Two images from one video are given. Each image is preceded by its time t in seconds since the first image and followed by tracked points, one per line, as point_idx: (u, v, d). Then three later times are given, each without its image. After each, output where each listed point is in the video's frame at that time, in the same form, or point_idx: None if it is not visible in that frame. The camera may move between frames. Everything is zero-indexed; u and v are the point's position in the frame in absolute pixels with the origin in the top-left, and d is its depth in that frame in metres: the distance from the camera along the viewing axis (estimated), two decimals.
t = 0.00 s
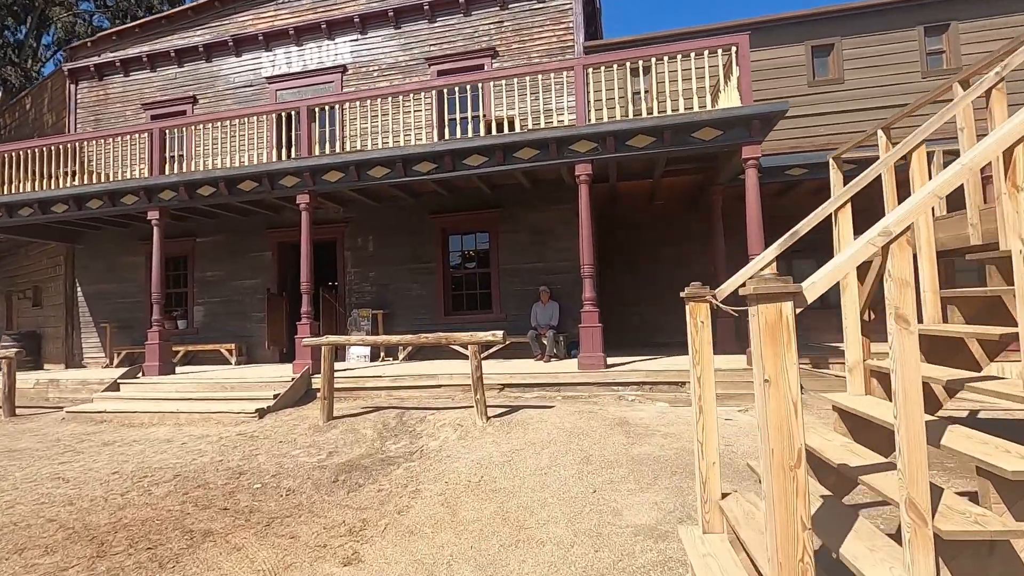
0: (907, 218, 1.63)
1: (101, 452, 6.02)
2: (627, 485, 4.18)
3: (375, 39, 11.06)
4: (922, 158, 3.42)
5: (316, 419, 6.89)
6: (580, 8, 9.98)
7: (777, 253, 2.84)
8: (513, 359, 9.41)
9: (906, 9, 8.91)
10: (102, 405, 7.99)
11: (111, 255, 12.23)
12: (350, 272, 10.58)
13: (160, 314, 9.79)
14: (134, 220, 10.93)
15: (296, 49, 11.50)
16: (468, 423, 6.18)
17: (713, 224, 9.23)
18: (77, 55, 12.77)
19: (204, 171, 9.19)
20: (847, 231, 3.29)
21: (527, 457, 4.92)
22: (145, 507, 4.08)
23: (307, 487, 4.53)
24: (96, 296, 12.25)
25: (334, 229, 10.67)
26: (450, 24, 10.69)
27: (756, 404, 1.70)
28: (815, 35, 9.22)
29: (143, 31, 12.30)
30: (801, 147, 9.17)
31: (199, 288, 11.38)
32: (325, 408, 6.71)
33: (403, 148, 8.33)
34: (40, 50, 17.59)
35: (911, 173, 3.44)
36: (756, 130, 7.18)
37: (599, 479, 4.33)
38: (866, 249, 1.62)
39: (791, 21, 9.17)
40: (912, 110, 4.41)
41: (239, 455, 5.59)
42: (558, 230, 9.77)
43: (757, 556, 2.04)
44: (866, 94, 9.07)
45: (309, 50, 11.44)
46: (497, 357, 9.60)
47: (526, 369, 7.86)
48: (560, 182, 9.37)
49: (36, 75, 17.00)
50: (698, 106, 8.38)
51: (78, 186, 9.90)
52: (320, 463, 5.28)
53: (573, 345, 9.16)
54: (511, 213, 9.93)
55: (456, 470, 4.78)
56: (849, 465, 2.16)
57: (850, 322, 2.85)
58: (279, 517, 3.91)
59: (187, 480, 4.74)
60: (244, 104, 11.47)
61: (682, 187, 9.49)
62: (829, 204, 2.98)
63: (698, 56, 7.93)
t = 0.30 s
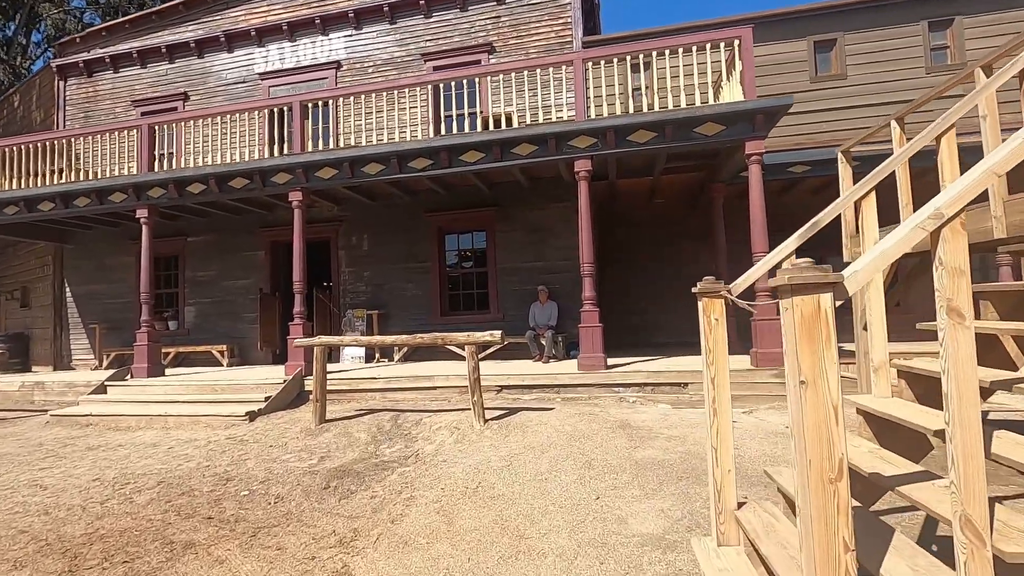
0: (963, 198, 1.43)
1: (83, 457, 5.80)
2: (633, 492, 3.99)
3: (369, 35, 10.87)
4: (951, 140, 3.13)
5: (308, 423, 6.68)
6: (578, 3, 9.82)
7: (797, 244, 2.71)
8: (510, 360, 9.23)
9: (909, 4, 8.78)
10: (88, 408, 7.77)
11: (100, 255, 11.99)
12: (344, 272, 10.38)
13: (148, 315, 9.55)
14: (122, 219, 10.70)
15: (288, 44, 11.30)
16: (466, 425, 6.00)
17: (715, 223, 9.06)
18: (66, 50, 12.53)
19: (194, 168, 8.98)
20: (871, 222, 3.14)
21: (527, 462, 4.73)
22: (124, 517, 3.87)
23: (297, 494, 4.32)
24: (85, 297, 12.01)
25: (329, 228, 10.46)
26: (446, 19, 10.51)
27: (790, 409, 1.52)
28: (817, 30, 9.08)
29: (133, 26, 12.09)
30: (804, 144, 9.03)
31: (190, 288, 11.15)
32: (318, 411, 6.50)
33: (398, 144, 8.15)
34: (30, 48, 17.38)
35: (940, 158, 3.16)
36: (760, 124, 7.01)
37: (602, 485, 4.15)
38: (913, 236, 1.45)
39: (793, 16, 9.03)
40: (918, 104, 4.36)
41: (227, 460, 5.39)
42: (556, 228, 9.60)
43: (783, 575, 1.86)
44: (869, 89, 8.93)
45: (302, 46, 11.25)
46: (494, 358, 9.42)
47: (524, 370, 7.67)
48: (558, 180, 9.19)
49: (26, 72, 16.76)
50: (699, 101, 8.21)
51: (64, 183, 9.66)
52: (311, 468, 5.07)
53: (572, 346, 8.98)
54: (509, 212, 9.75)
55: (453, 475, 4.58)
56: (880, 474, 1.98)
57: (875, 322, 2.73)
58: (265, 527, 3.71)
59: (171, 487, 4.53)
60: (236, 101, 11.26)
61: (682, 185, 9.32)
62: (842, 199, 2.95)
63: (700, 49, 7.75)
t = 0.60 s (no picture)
0: None
1: (57, 467, 5.53)
2: (634, 508, 3.75)
3: (362, 32, 10.64)
4: (987, 130, 3.19)
5: (295, 431, 6.41)
6: None
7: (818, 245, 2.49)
8: (506, 365, 8.99)
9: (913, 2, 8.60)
10: (67, 415, 7.49)
11: (85, 256, 11.71)
12: (336, 273, 10.12)
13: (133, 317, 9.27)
14: (107, 219, 10.41)
15: (280, 41, 11.06)
16: (459, 434, 5.75)
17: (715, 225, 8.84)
18: (52, 47, 12.26)
19: (180, 166, 8.71)
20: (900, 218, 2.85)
21: (522, 474, 4.48)
22: (89, 537, 3.61)
23: (278, 510, 4.07)
24: (70, 299, 11.71)
25: (321, 229, 10.21)
26: (441, 16, 10.29)
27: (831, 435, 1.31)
28: (819, 28, 8.89)
29: (121, 22, 11.83)
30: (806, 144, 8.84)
31: (178, 290, 10.87)
32: (305, 419, 6.25)
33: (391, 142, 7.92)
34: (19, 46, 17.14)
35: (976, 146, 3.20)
36: (762, 122, 6.79)
37: (601, 500, 3.91)
38: (971, 235, 1.34)
39: (795, 13, 8.84)
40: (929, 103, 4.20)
41: (207, 471, 5.12)
42: (553, 229, 9.38)
43: None
44: (872, 89, 8.76)
45: (294, 42, 11.01)
46: (489, 362, 9.19)
47: (520, 375, 7.43)
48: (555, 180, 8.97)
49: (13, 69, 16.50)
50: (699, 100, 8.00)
51: (46, 182, 9.38)
52: (295, 480, 4.81)
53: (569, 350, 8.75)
54: (505, 212, 9.52)
55: (444, 489, 4.33)
56: (919, 506, 1.76)
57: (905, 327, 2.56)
58: (240, 548, 3.45)
59: (145, 502, 4.27)
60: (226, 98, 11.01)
61: (681, 186, 9.10)
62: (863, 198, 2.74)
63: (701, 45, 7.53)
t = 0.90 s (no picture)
0: None
1: (27, 477, 5.28)
2: (633, 525, 3.56)
3: (355, 29, 10.44)
4: (1019, 127, 3.06)
5: (279, 439, 6.18)
6: None
7: (836, 249, 2.32)
8: (499, 369, 8.79)
9: (913, 3, 8.50)
10: (45, 420, 7.24)
11: (69, 255, 11.42)
12: (326, 275, 9.90)
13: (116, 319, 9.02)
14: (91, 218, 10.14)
15: (270, 38, 10.84)
16: (449, 443, 5.55)
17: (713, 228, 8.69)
18: (37, 41, 11.98)
19: (164, 164, 8.47)
20: (923, 223, 2.64)
21: (514, 487, 4.29)
22: (51, 557, 3.38)
23: (257, 526, 3.85)
24: (53, 300, 11.42)
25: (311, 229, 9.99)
26: (435, 13, 10.10)
27: (873, 459, 1.29)
28: (819, 29, 8.77)
29: (108, 17, 11.59)
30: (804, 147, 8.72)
31: (164, 292, 10.61)
32: (291, 427, 6.03)
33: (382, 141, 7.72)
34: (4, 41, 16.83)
35: (1008, 148, 3.09)
36: (762, 124, 6.65)
37: (598, 516, 3.72)
38: None
39: (795, 14, 8.71)
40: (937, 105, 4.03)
41: (185, 482, 4.89)
42: (548, 232, 9.21)
43: None
44: (872, 92, 8.64)
45: (285, 39, 10.79)
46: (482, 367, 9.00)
47: (514, 381, 7.24)
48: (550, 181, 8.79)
49: None
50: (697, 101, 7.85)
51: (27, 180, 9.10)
52: (277, 492, 4.59)
53: (564, 355, 8.58)
54: (499, 214, 9.34)
55: (433, 503, 4.12)
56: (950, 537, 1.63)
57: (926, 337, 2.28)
58: (212, 570, 3.23)
59: (117, 516, 4.05)
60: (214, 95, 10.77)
61: (678, 190, 8.93)
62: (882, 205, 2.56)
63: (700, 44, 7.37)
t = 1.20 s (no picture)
0: None
1: None
2: (632, 533, 3.39)
3: (346, 20, 10.21)
4: None
5: (263, 439, 5.96)
6: None
7: (859, 239, 2.17)
8: (491, 368, 8.61)
9: None
10: (20, 420, 6.98)
11: (50, 250, 11.10)
12: (314, 272, 9.67)
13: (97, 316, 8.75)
14: (72, 211, 9.85)
15: (259, 28, 10.58)
16: (439, 444, 5.36)
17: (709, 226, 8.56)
18: (18, 29, 11.64)
19: (147, 156, 8.21)
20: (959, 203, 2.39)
21: (506, 491, 4.12)
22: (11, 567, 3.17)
23: (235, 533, 3.65)
24: (33, 295, 11.11)
25: (299, 224, 9.76)
26: (427, 4, 9.89)
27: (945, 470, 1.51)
28: (818, 24, 8.64)
29: (92, 6, 11.29)
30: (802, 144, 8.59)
31: (148, 288, 10.34)
32: (275, 427, 5.81)
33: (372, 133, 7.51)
34: None
35: None
36: (762, 119, 6.51)
37: (594, 522, 3.55)
38: None
39: (793, 9, 8.58)
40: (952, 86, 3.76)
41: (162, 486, 4.67)
42: (542, 228, 9.03)
43: None
44: (870, 89, 8.53)
45: (274, 30, 10.53)
46: (475, 366, 8.82)
47: (506, 380, 7.07)
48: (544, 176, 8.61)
49: None
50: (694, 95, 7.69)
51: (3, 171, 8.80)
52: (258, 496, 4.39)
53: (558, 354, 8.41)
54: (492, 210, 9.15)
55: (422, 508, 3.94)
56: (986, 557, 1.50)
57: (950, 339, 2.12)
58: None
59: (87, 522, 3.84)
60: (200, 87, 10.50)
61: (674, 186, 8.78)
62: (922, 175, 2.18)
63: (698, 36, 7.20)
